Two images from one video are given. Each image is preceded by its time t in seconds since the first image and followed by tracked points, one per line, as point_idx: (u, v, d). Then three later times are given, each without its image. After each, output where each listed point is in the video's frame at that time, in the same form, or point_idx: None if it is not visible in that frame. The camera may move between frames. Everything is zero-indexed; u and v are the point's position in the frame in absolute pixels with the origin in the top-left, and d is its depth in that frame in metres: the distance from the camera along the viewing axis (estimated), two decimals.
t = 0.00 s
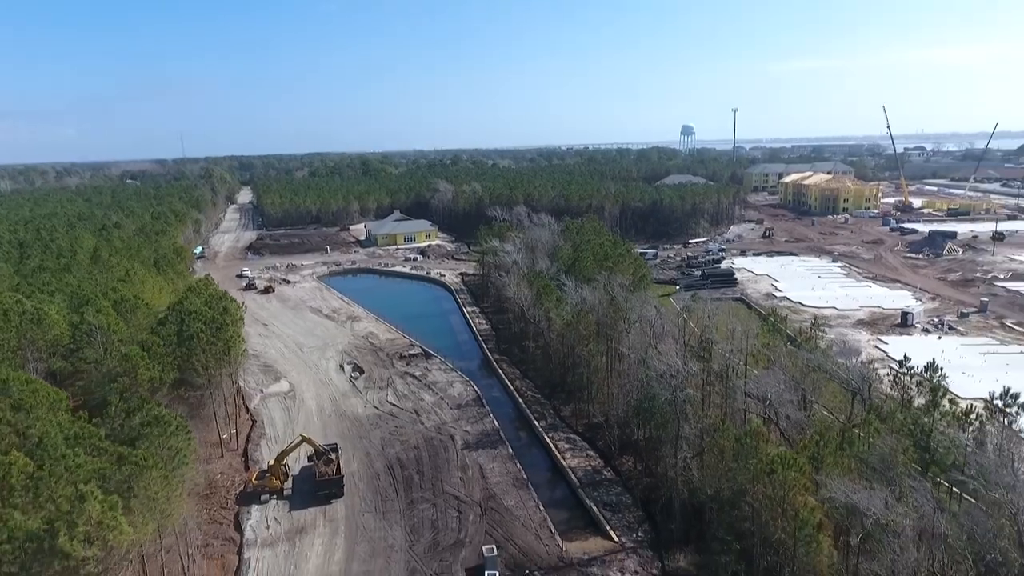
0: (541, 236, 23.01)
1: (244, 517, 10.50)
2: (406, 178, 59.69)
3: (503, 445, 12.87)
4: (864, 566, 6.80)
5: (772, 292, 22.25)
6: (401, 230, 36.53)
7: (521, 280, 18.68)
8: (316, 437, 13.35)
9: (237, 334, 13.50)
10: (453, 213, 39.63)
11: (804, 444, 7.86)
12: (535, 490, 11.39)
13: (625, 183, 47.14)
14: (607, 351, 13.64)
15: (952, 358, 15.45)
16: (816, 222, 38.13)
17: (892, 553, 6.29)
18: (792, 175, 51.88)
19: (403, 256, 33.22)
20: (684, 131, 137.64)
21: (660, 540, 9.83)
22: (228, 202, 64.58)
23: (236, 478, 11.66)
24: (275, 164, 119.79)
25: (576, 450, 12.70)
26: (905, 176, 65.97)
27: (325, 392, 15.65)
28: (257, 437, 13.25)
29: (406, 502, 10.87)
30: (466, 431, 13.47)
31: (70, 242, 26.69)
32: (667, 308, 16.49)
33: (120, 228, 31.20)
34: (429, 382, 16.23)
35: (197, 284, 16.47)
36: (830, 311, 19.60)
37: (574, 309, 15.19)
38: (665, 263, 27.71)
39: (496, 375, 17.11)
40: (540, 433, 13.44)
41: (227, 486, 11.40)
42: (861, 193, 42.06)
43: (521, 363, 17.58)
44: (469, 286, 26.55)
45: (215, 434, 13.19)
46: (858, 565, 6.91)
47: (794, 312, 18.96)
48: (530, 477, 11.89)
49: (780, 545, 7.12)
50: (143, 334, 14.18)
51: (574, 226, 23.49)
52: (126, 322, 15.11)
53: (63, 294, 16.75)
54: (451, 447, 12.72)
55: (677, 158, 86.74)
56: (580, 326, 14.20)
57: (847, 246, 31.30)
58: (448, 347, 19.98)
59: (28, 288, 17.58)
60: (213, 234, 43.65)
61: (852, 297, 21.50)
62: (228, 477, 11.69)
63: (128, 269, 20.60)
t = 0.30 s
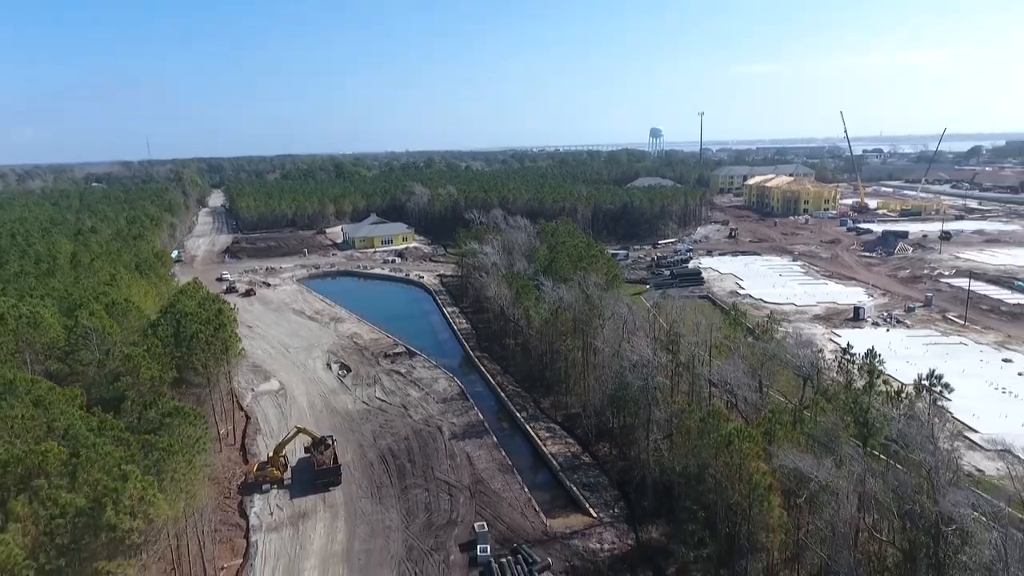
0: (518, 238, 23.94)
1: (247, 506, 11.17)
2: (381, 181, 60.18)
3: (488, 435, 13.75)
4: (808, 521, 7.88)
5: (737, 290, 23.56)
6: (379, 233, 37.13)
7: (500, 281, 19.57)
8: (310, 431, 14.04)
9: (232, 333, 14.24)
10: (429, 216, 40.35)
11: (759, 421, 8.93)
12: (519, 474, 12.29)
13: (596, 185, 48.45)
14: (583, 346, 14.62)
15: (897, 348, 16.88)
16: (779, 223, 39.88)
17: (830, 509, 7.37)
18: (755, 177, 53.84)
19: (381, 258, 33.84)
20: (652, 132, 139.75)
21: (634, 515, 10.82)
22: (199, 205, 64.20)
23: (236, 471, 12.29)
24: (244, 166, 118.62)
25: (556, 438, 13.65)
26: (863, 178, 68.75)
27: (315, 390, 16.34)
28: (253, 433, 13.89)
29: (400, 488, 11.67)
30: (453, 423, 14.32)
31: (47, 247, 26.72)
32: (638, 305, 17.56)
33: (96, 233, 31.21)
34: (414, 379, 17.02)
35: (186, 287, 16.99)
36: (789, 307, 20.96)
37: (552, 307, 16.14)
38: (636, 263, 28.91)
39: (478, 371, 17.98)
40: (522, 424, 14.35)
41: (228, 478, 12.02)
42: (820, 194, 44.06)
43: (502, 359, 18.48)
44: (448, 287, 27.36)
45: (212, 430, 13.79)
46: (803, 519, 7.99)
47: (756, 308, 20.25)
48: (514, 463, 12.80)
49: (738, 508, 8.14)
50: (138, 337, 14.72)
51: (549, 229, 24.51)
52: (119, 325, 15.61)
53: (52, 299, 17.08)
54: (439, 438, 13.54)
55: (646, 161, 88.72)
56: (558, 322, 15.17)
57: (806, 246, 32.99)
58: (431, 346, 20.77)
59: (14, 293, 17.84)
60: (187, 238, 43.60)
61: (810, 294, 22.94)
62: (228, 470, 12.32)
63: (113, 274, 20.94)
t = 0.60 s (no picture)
0: (496, 240, 24.85)
1: (249, 495, 11.82)
2: (357, 184, 60.60)
3: (473, 426, 14.65)
4: (763, 486, 8.98)
5: (704, 288, 24.83)
6: (357, 236, 37.69)
7: (480, 281, 20.46)
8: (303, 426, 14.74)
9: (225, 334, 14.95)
10: (407, 218, 41.01)
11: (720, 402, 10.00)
12: (504, 460, 13.22)
13: (569, 187, 49.62)
14: (561, 341, 15.62)
15: (850, 340, 18.25)
16: (744, 224, 41.50)
17: (781, 474, 8.47)
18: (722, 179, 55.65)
19: (360, 260, 34.44)
20: (623, 134, 141.84)
21: (611, 493, 11.82)
22: (171, 209, 63.77)
23: (235, 463, 12.92)
24: (213, 169, 117.33)
25: (537, 427, 14.63)
26: (825, 179, 71.35)
27: (305, 387, 17.02)
28: (249, 428, 14.54)
29: (394, 475, 12.46)
30: (440, 416, 15.18)
31: (25, 252, 26.76)
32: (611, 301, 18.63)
33: (72, 238, 31.22)
34: (401, 375, 17.81)
35: (176, 290, 17.54)
36: (752, 304, 22.28)
37: (531, 305, 17.09)
38: (609, 264, 30.06)
39: (461, 367, 18.87)
40: (506, 415, 15.29)
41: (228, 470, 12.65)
42: (783, 196, 45.92)
43: (483, 356, 19.39)
44: (428, 288, 28.15)
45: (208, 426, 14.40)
46: (760, 485, 9.07)
47: (722, 305, 21.50)
48: (499, 450, 13.73)
49: (703, 478, 9.18)
50: (133, 339, 15.28)
51: (526, 231, 25.49)
52: (113, 327, 16.13)
53: (41, 303, 17.44)
54: (428, 429, 14.39)
55: (617, 163, 90.38)
56: (538, 319, 16.14)
57: (770, 245, 34.59)
58: (414, 344, 21.57)
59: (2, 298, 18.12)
60: (162, 242, 43.51)
61: (772, 291, 24.34)
62: (227, 462, 12.96)
63: (99, 279, 21.31)
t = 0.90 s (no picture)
0: (478, 242, 25.71)
1: (254, 485, 12.50)
2: (335, 186, 60.90)
3: (462, 418, 15.52)
4: (729, 462, 9.90)
5: (677, 287, 26.05)
6: (338, 238, 38.22)
7: (464, 282, 21.33)
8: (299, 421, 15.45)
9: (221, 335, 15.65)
10: (387, 220, 41.62)
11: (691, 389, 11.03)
12: (493, 449, 14.12)
13: (546, 190, 50.67)
14: (544, 338, 16.58)
15: (812, 334, 19.54)
16: (715, 225, 43.04)
17: (745, 450, 9.40)
18: (694, 182, 57.30)
19: (342, 263, 35.01)
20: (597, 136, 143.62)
21: (593, 476, 12.78)
22: (146, 211, 63.27)
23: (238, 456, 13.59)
24: (186, 171, 115.92)
25: (523, 418, 15.56)
26: (792, 181, 73.72)
27: (298, 385, 17.70)
28: (247, 424, 15.19)
29: (390, 464, 13.26)
30: (430, 409, 16.00)
31: (7, 257, 26.84)
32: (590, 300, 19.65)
33: (53, 242, 31.27)
34: (390, 373, 18.59)
35: (169, 292, 18.09)
36: (722, 301, 23.53)
37: (515, 304, 18.02)
38: (586, 264, 31.14)
39: (448, 364, 19.71)
40: (492, 408, 16.18)
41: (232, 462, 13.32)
42: (752, 198, 47.64)
43: (468, 353, 20.26)
44: (411, 289, 28.89)
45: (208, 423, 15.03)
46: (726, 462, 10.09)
47: (694, 303, 22.70)
48: (487, 440, 14.63)
49: (676, 456, 10.18)
50: (130, 340, 15.88)
51: (506, 233, 26.40)
52: (110, 329, 16.65)
53: (35, 306, 17.82)
54: (420, 422, 15.21)
55: (592, 165, 91.78)
56: (521, 317, 17.08)
57: (739, 246, 36.06)
58: (400, 343, 22.34)
59: None
60: (140, 245, 43.47)
61: (741, 289, 25.65)
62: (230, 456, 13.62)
63: (88, 283, 21.68)
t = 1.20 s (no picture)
0: (472, 244, 26.56)
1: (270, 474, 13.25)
2: (326, 189, 61.46)
3: (463, 411, 16.39)
4: (713, 444, 10.87)
5: (664, 287, 27.10)
6: (333, 241, 38.89)
7: (461, 282, 22.18)
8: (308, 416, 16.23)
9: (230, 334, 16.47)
10: (380, 223, 42.35)
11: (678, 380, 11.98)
12: (493, 439, 15.01)
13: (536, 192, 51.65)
14: (539, 335, 17.49)
15: (792, 330, 20.64)
16: (700, 226, 44.23)
17: (727, 433, 10.37)
18: (680, 184, 58.54)
19: (337, 265, 35.72)
20: (583, 138, 144.86)
21: (587, 463, 13.70)
22: (136, 214, 63.37)
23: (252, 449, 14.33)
24: (172, 173, 115.48)
25: (520, 411, 16.46)
26: (774, 182, 75.31)
27: (303, 382, 18.46)
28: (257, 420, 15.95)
29: (397, 454, 14.10)
30: (432, 404, 16.85)
31: (8, 262, 27.28)
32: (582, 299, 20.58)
33: (51, 246, 31.68)
34: (391, 370, 19.41)
35: (176, 295, 18.82)
36: (707, 300, 24.56)
37: (511, 303, 18.91)
38: (576, 265, 32.13)
39: (446, 361, 20.57)
40: (491, 402, 17.07)
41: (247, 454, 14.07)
42: (736, 199, 48.94)
43: (466, 351, 21.12)
44: (407, 290, 29.68)
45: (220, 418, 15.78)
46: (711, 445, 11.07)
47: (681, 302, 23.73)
48: (487, 431, 15.51)
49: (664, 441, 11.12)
50: (143, 340, 16.62)
51: (500, 235, 27.28)
52: (121, 330, 17.34)
53: (46, 308, 18.44)
54: (423, 415, 16.07)
55: (579, 167, 92.90)
56: (517, 316, 17.98)
57: (724, 246, 37.22)
58: (399, 342, 23.15)
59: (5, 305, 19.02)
60: (134, 248, 43.82)
61: (725, 288, 26.73)
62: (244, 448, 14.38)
63: (93, 287, 22.27)
